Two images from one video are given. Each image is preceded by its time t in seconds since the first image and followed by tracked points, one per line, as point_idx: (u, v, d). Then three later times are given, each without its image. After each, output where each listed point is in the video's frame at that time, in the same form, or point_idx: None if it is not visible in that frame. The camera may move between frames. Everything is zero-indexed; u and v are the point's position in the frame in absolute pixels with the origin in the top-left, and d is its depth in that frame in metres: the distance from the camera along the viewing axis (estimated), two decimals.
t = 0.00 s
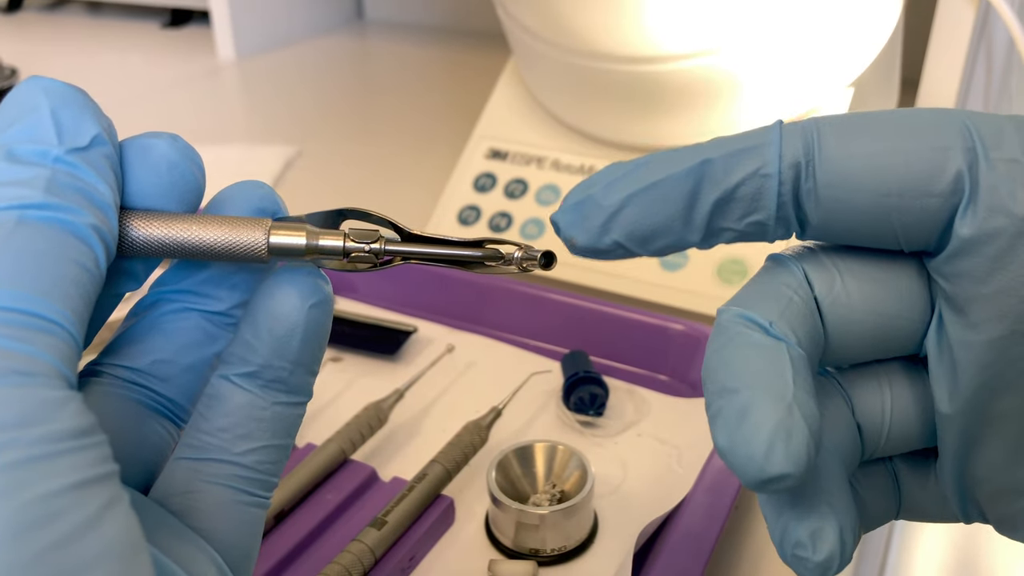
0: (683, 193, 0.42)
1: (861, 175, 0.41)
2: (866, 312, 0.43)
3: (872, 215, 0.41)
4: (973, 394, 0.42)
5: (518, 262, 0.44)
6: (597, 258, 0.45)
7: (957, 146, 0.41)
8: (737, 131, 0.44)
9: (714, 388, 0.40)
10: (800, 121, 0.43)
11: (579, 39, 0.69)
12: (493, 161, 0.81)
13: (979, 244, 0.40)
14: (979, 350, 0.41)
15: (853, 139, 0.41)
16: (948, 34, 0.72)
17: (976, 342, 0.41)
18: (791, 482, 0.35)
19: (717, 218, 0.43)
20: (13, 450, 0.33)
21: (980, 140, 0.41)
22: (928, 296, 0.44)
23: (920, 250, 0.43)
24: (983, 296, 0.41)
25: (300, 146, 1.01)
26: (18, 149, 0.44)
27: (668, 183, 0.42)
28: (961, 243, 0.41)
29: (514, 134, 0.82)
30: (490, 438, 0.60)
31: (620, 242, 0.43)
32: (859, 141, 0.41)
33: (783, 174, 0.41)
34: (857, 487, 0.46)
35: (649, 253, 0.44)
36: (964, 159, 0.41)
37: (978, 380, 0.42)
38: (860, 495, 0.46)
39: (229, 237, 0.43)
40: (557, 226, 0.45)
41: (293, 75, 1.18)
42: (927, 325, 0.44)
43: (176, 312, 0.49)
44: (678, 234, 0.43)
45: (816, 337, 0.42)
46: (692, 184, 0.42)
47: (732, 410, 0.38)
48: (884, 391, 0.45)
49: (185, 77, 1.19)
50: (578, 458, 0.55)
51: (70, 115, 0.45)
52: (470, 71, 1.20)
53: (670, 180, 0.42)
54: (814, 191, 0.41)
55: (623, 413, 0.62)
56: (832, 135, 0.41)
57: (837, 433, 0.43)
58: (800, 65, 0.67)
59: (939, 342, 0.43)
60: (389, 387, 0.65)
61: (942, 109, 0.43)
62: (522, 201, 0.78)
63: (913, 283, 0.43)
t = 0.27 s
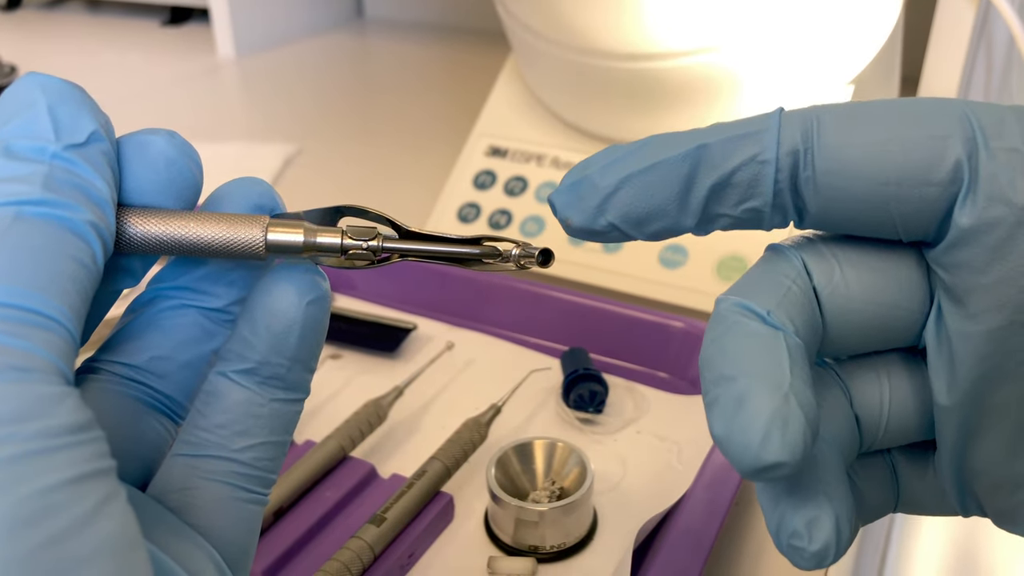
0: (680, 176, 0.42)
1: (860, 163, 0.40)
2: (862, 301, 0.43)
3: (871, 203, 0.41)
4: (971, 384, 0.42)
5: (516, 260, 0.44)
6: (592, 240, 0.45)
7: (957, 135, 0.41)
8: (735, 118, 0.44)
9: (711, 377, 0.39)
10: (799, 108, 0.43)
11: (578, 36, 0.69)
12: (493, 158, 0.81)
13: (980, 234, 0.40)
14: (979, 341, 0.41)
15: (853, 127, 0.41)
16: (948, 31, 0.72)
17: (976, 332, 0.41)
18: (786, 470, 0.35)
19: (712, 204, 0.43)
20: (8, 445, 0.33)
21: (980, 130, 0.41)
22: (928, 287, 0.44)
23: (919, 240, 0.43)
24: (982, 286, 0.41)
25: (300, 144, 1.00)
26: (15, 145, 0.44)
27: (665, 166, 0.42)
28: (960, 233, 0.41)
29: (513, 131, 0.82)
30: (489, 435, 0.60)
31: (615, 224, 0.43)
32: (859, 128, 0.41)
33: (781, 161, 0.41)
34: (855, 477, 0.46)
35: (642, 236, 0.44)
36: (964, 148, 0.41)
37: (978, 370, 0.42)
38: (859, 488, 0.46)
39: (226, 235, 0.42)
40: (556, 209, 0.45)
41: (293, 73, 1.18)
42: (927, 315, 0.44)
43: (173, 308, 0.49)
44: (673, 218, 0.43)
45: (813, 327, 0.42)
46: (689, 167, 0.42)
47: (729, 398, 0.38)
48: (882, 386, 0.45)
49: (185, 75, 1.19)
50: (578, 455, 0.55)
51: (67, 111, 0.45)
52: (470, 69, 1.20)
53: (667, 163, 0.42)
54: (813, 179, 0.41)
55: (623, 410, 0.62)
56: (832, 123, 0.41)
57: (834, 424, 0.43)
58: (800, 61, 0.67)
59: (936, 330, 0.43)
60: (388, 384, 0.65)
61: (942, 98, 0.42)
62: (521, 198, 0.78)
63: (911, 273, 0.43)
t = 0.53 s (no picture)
0: (660, 225, 0.43)
1: (845, 207, 0.41)
2: (852, 340, 0.43)
3: (857, 248, 0.41)
4: (965, 423, 0.42)
5: (522, 261, 0.44)
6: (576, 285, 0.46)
7: (945, 173, 0.41)
8: (718, 164, 0.44)
9: (695, 420, 0.40)
10: (782, 153, 0.44)
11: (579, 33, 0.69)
12: (492, 156, 0.81)
13: (970, 272, 0.40)
14: (972, 380, 0.41)
15: (837, 171, 0.41)
16: (948, 29, 0.72)
17: (968, 371, 0.41)
18: (769, 518, 0.35)
19: (696, 252, 0.44)
20: (17, 442, 0.33)
21: (966, 168, 0.41)
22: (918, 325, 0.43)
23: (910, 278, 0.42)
24: (974, 323, 0.41)
25: (300, 141, 1.00)
26: (24, 144, 0.44)
27: (646, 215, 0.43)
28: (951, 271, 0.40)
29: (513, 129, 0.81)
30: (489, 432, 0.60)
31: (595, 273, 0.44)
32: (843, 169, 0.41)
33: (764, 209, 0.42)
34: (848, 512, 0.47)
35: (625, 283, 0.45)
36: (952, 186, 0.40)
37: (971, 411, 0.41)
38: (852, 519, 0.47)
39: (233, 234, 0.42)
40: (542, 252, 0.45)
41: (293, 71, 1.18)
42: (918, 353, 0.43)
43: (180, 306, 0.49)
44: (656, 267, 0.44)
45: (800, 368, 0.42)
46: (669, 217, 0.43)
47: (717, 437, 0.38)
48: (874, 419, 0.45)
49: (185, 72, 1.19)
50: (577, 452, 0.55)
51: (76, 110, 0.45)
52: (470, 66, 1.20)
53: (647, 213, 0.43)
54: (797, 227, 0.41)
55: (622, 408, 0.62)
56: (816, 165, 0.42)
57: (821, 459, 0.44)
58: (800, 59, 0.66)
59: (930, 366, 0.43)
60: (388, 381, 0.65)
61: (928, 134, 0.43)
62: (521, 195, 0.78)
63: (900, 310, 0.43)
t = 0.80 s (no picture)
0: (658, 225, 0.43)
1: (843, 205, 0.41)
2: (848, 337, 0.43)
3: (855, 245, 0.41)
4: (965, 422, 0.41)
5: (524, 261, 0.44)
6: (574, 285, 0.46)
7: (943, 171, 0.41)
8: (716, 164, 0.44)
9: (690, 417, 0.40)
10: (780, 151, 0.44)
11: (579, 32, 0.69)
12: (492, 155, 0.81)
13: (968, 270, 0.40)
14: (970, 378, 0.41)
15: (836, 169, 0.41)
16: (948, 28, 0.72)
17: (967, 369, 0.41)
18: (764, 515, 0.36)
19: (693, 250, 0.44)
20: (24, 442, 0.33)
21: (965, 166, 0.41)
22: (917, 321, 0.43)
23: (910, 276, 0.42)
24: (973, 321, 0.40)
25: (300, 140, 1.00)
26: (29, 143, 0.44)
27: (643, 215, 0.43)
28: (948, 269, 0.40)
29: (512, 128, 0.81)
30: (488, 431, 0.60)
31: (593, 272, 0.44)
32: (842, 168, 0.41)
33: (761, 207, 0.42)
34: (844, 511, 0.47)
35: (623, 283, 0.45)
36: (950, 183, 0.41)
37: (970, 409, 0.41)
38: (850, 517, 0.47)
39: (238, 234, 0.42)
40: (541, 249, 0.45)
41: (292, 70, 1.18)
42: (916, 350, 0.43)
43: (184, 305, 0.49)
44: (653, 267, 0.44)
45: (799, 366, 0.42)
46: (665, 217, 0.43)
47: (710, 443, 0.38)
48: (871, 418, 0.45)
49: (185, 71, 1.18)
50: (577, 451, 0.54)
51: (81, 110, 0.45)
52: (470, 65, 1.20)
53: (644, 213, 0.43)
54: (796, 225, 0.41)
55: (622, 407, 0.62)
56: (813, 165, 0.42)
57: (819, 456, 0.44)
58: (800, 58, 0.66)
59: (927, 362, 0.42)
60: (388, 380, 0.65)
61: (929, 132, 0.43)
62: (520, 194, 0.78)
63: (898, 308, 0.43)
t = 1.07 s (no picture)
0: (653, 223, 0.42)
1: (841, 205, 0.40)
2: (840, 331, 0.42)
3: (854, 245, 0.40)
4: (961, 421, 0.41)
5: (523, 257, 0.43)
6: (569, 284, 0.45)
7: (940, 168, 0.41)
8: (711, 163, 0.44)
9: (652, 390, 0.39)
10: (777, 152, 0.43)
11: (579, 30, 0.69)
12: (491, 153, 0.81)
13: (968, 266, 0.40)
14: (969, 377, 0.40)
15: (836, 169, 0.41)
16: (948, 27, 0.72)
17: (964, 365, 0.40)
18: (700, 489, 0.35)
19: (689, 249, 0.43)
20: (26, 437, 0.33)
21: (963, 164, 0.41)
22: (914, 317, 0.43)
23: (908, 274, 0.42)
24: (972, 318, 0.40)
25: (300, 138, 1.00)
26: (29, 139, 0.44)
27: (639, 213, 0.42)
28: (946, 267, 0.40)
29: (513, 126, 0.81)
30: (488, 429, 0.60)
31: (589, 271, 0.43)
32: (839, 169, 0.41)
33: (757, 207, 0.41)
34: (838, 506, 0.47)
35: (618, 282, 0.44)
36: (947, 181, 0.40)
37: (966, 406, 0.41)
38: (845, 513, 0.47)
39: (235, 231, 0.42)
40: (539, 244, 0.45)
41: (292, 68, 1.18)
42: (910, 345, 0.43)
43: (183, 300, 0.49)
44: (648, 265, 0.43)
45: (772, 348, 0.42)
46: (662, 215, 0.42)
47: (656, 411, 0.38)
48: (863, 415, 0.45)
49: (185, 69, 1.18)
50: (577, 449, 0.54)
51: (81, 105, 0.45)
52: (470, 64, 1.20)
53: (639, 211, 0.42)
54: (795, 225, 0.41)
55: (622, 405, 0.62)
56: (809, 167, 0.41)
57: (804, 447, 0.44)
58: (799, 57, 0.66)
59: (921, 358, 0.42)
60: (388, 378, 0.65)
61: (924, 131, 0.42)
62: (521, 192, 0.78)
63: (895, 305, 0.43)
